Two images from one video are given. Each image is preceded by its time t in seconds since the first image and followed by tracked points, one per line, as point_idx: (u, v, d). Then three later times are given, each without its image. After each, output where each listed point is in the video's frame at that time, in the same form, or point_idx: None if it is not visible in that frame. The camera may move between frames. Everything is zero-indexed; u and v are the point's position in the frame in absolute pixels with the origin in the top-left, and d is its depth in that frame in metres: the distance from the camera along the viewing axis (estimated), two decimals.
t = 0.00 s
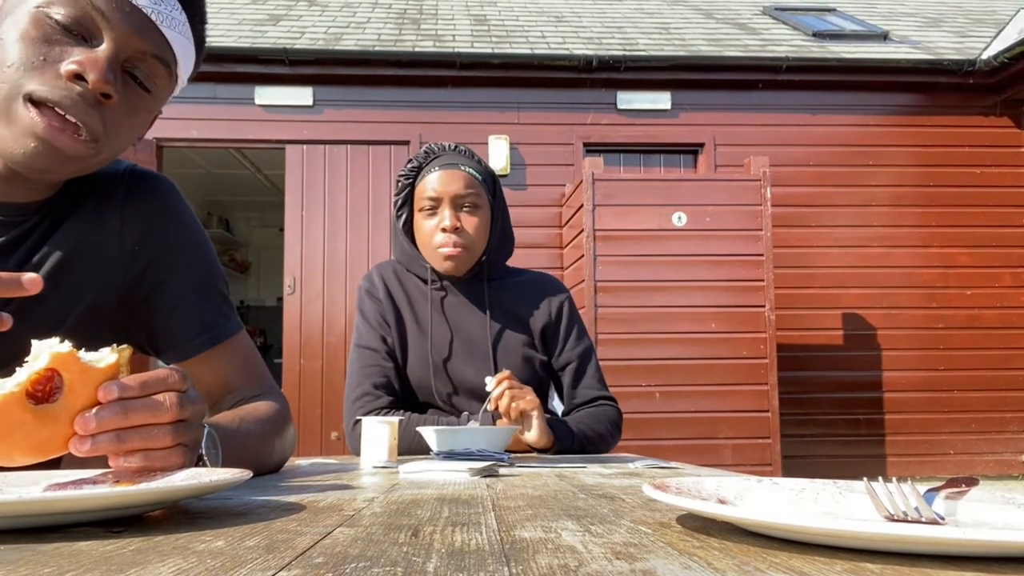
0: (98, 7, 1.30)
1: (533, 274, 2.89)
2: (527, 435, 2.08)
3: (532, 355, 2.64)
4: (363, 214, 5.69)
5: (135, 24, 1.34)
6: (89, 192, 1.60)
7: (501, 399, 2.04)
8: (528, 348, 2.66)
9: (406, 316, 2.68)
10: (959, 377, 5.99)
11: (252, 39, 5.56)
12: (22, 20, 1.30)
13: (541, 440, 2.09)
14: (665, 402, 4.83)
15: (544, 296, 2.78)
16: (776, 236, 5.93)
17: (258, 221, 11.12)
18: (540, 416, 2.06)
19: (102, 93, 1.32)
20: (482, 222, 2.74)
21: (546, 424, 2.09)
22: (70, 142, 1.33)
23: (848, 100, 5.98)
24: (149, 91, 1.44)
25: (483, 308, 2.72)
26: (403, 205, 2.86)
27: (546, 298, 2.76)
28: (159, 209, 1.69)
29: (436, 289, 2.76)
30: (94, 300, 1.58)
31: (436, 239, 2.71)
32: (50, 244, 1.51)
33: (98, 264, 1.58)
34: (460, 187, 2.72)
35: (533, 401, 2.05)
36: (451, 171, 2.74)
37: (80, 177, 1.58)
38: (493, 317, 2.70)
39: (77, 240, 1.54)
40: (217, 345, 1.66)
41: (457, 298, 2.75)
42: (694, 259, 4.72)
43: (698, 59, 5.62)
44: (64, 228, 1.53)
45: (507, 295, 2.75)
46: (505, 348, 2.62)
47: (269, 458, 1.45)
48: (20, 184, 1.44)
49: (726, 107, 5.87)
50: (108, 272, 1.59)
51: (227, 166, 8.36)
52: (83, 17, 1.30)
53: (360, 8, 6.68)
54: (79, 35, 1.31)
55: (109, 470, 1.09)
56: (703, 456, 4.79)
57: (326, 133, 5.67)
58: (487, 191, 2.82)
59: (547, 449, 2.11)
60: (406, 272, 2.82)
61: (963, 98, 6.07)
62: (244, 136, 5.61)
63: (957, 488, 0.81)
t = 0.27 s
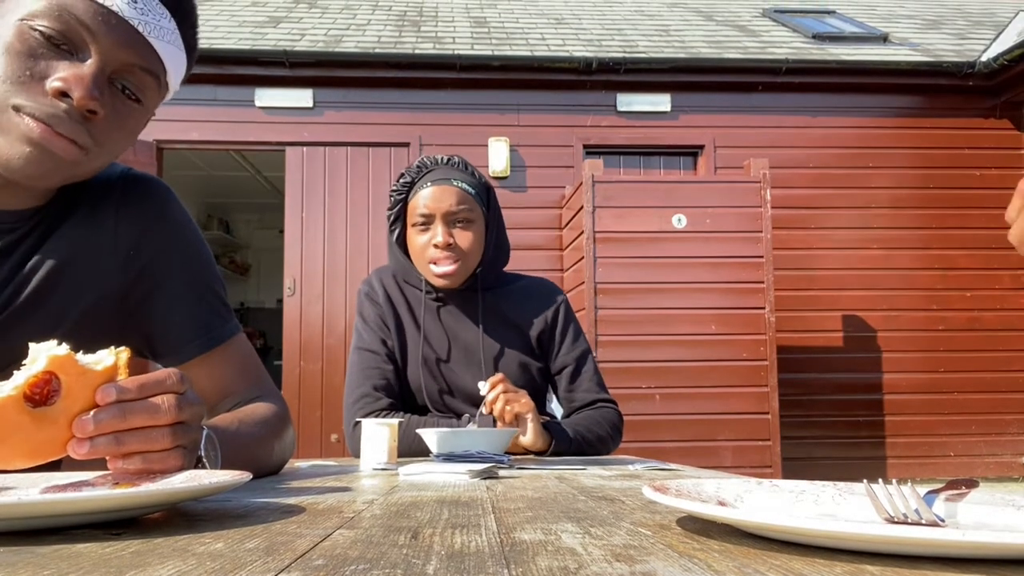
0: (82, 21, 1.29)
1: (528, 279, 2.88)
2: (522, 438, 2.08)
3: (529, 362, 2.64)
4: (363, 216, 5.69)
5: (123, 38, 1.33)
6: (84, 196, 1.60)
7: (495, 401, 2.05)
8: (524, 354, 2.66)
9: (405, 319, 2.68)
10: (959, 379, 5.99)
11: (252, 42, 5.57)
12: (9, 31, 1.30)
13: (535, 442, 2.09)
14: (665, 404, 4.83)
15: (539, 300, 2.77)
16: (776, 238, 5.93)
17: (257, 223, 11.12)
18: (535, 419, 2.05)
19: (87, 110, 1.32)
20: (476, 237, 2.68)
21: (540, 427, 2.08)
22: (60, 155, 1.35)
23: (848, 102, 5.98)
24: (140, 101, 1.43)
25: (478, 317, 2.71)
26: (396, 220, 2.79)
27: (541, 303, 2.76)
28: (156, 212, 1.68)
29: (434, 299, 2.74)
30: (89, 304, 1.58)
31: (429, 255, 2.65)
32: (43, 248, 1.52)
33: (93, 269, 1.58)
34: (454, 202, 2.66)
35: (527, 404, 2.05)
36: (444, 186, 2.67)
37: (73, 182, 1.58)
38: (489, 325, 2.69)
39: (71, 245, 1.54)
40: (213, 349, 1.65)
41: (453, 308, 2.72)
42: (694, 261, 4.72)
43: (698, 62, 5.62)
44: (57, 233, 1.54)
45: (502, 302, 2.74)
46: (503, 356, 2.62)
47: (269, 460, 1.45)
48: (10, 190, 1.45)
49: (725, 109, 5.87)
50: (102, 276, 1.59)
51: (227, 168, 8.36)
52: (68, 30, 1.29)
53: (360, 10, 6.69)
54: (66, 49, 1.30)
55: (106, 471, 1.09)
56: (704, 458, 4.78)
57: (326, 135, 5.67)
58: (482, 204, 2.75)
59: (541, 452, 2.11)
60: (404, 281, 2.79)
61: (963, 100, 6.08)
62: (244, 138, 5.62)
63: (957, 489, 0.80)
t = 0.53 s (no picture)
0: (46, 20, 1.27)
1: (525, 282, 2.88)
2: (523, 440, 2.08)
3: (528, 365, 2.64)
4: (363, 217, 5.69)
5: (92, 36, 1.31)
6: (75, 200, 1.60)
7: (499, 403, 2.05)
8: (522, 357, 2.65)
9: (405, 321, 2.69)
10: (959, 380, 5.99)
11: (252, 43, 5.57)
12: None
13: (536, 445, 2.08)
14: (665, 406, 4.83)
15: (537, 302, 2.77)
16: (776, 239, 5.94)
17: (257, 225, 11.12)
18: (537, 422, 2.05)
19: (57, 111, 1.31)
20: (470, 242, 2.67)
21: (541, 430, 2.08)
22: (34, 160, 1.36)
23: (847, 104, 5.99)
24: (114, 98, 1.42)
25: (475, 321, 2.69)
26: (392, 226, 2.80)
27: (538, 305, 2.76)
28: (149, 216, 1.68)
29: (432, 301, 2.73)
30: (82, 308, 1.58)
31: (424, 260, 2.65)
32: (35, 253, 1.52)
33: (86, 273, 1.58)
34: (448, 208, 2.65)
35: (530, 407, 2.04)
36: (437, 193, 2.66)
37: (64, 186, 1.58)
38: (487, 328, 2.68)
39: (63, 250, 1.54)
40: (210, 351, 1.65)
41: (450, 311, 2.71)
42: (694, 262, 4.72)
43: (698, 63, 5.62)
44: (49, 237, 1.54)
45: (500, 304, 2.73)
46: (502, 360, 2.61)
47: (269, 461, 1.45)
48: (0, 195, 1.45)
49: (725, 111, 5.88)
50: (95, 280, 1.59)
51: (227, 170, 8.36)
52: (32, 30, 1.28)
53: (360, 11, 6.70)
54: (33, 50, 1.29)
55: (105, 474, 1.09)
56: (704, 459, 4.78)
57: (326, 137, 5.67)
58: (477, 208, 2.74)
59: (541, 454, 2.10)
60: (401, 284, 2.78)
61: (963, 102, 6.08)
62: (244, 140, 5.62)
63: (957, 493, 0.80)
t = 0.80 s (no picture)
0: (38, 14, 1.26)
1: (527, 283, 2.87)
2: (522, 441, 2.08)
3: (529, 367, 2.64)
4: (363, 219, 5.69)
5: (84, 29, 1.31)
6: (74, 200, 1.61)
7: (496, 405, 2.04)
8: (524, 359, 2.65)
9: (405, 322, 2.69)
10: (959, 381, 5.99)
11: (252, 45, 5.57)
12: None
13: (534, 445, 2.09)
14: (665, 407, 4.83)
15: (538, 303, 2.76)
16: (776, 240, 5.94)
17: (257, 226, 11.12)
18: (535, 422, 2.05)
19: (49, 105, 1.31)
20: (476, 255, 2.62)
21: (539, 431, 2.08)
22: (26, 155, 1.34)
23: (847, 105, 5.99)
24: (108, 93, 1.42)
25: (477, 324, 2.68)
26: (394, 237, 2.72)
27: (540, 306, 2.75)
28: (147, 217, 1.68)
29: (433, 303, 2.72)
30: (81, 308, 1.58)
31: (430, 275, 2.60)
32: (33, 253, 1.52)
33: (85, 273, 1.58)
34: (453, 222, 2.58)
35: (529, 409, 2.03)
36: (442, 206, 2.59)
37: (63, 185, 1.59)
38: (489, 330, 2.68)
39: (61, 249, 1.54)
40: (209, 353, 1.65)
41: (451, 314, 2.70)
42: (694, 264, 4.72)
43: (698, 65, 5.63)
44: (48, 236, 1.54)
45: (502, 306, 2.72)
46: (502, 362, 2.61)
47: (270, 462, 1.46)
48: None
49: (725, 112, 5.88)
50: (94, 280, 1.59)
51: (227, 171, 8.37)
52: (24, 24, 1.27)
53: (361, 13, 6.70)
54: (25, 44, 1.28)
55: (105, 474, 1.09)
56: (704, 460, 4.78)
57: (326, 138, 5.68)
58: (482, 216, 2.68)
59: (540, 455, 2.11)
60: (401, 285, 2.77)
61: (963, 103, 6.08)
62: (244, 141, 5.62)
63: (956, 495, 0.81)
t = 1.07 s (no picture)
0: (33, 8, 1.26)
1: (527, 283, 2.86)
2: (519, 441, 2.08)
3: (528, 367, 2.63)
4: (362, 220, 5.70)
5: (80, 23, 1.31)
6: (74, 200, 1.61)
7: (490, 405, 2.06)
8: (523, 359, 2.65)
9: (406, 323, 2.69)
10: (959, 382, 5.99)
11: (252, 45, 5.58)
12: None
13: (531, 446, 2.08)
14: (665, 408, 4.82)
15: (537, 303, 2.76)
16: (776, 241, 5.94)
17: (257, 227, 11.13)
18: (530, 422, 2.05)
19: (49, 97, 1.30)
20: (474, 260, 2.61)
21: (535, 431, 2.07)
22: (28, 150, 1.34)
23: (847, 106, 5.99)
24: (106, 87, 1.42)
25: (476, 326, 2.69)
26: (393, 245, 2.70)
27: (539, 307, 2.75)
28: (148, 217, 1.69)
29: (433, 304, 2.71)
30: (81, 308, 1.57)
31: (429, 283, 2.59)
32: (33, 253, 1.52)
33: (85, 274, 1.58)
34: (450, 230, 2.56)
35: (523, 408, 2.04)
36: (441, 216, 2.56)
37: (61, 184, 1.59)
38: (488, 331, 2.68)
39: (60, 249, 1.54)
40: (209, 353, 1.64)
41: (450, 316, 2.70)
42: (693, 264, 4.73)
43: (698, 65, 5.63)
44: (47, 235, 1.54)
45: (501, 307, 2.72)
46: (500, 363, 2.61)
47: (270, 463, 1.45)
48: None
49: (725, 113, 5.88)
50: (93, 280, 1.59)
51: (227, 172, 8.37)
52: (21, 20, 1.27)
53: (360, 14, 6.71)
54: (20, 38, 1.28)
55: (105, 475, 1.08)
56: (703, 461, 4.78)
57: (326, 139, 5.68)
58: (480, 221, 2.67)
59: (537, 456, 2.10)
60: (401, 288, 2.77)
61: (962, 104, 6.09)
62: (244, 142, 5.62)
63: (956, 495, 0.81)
